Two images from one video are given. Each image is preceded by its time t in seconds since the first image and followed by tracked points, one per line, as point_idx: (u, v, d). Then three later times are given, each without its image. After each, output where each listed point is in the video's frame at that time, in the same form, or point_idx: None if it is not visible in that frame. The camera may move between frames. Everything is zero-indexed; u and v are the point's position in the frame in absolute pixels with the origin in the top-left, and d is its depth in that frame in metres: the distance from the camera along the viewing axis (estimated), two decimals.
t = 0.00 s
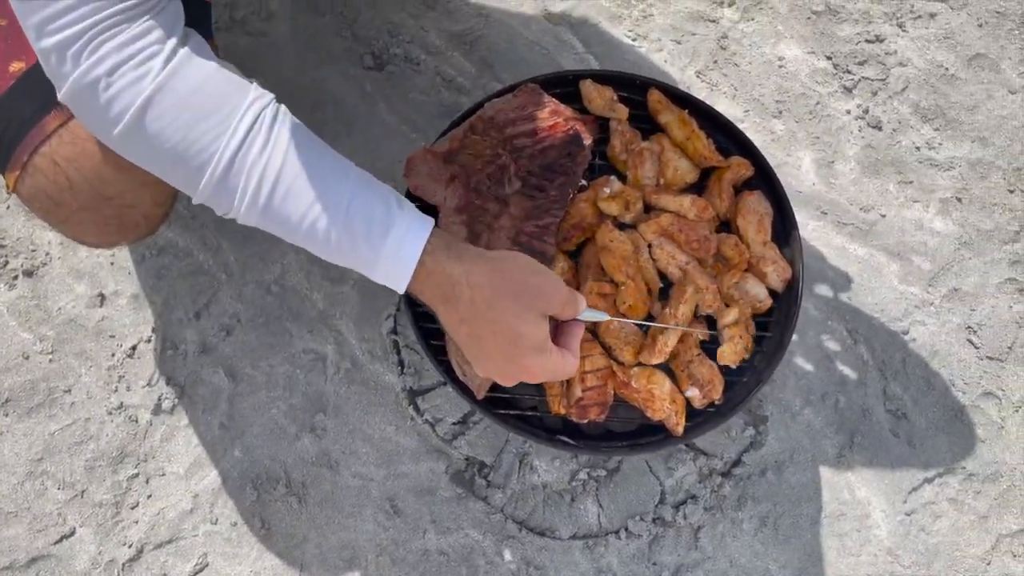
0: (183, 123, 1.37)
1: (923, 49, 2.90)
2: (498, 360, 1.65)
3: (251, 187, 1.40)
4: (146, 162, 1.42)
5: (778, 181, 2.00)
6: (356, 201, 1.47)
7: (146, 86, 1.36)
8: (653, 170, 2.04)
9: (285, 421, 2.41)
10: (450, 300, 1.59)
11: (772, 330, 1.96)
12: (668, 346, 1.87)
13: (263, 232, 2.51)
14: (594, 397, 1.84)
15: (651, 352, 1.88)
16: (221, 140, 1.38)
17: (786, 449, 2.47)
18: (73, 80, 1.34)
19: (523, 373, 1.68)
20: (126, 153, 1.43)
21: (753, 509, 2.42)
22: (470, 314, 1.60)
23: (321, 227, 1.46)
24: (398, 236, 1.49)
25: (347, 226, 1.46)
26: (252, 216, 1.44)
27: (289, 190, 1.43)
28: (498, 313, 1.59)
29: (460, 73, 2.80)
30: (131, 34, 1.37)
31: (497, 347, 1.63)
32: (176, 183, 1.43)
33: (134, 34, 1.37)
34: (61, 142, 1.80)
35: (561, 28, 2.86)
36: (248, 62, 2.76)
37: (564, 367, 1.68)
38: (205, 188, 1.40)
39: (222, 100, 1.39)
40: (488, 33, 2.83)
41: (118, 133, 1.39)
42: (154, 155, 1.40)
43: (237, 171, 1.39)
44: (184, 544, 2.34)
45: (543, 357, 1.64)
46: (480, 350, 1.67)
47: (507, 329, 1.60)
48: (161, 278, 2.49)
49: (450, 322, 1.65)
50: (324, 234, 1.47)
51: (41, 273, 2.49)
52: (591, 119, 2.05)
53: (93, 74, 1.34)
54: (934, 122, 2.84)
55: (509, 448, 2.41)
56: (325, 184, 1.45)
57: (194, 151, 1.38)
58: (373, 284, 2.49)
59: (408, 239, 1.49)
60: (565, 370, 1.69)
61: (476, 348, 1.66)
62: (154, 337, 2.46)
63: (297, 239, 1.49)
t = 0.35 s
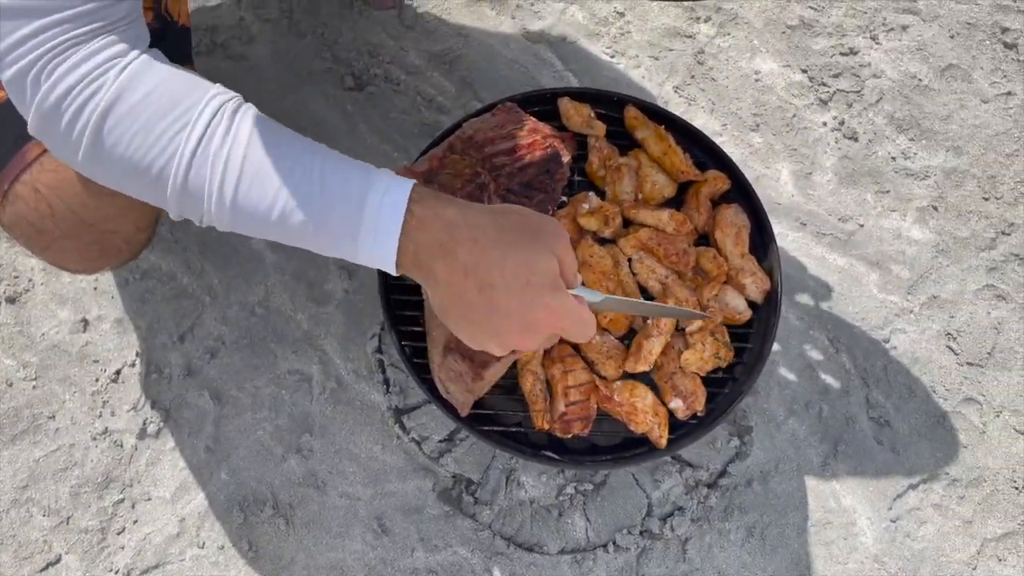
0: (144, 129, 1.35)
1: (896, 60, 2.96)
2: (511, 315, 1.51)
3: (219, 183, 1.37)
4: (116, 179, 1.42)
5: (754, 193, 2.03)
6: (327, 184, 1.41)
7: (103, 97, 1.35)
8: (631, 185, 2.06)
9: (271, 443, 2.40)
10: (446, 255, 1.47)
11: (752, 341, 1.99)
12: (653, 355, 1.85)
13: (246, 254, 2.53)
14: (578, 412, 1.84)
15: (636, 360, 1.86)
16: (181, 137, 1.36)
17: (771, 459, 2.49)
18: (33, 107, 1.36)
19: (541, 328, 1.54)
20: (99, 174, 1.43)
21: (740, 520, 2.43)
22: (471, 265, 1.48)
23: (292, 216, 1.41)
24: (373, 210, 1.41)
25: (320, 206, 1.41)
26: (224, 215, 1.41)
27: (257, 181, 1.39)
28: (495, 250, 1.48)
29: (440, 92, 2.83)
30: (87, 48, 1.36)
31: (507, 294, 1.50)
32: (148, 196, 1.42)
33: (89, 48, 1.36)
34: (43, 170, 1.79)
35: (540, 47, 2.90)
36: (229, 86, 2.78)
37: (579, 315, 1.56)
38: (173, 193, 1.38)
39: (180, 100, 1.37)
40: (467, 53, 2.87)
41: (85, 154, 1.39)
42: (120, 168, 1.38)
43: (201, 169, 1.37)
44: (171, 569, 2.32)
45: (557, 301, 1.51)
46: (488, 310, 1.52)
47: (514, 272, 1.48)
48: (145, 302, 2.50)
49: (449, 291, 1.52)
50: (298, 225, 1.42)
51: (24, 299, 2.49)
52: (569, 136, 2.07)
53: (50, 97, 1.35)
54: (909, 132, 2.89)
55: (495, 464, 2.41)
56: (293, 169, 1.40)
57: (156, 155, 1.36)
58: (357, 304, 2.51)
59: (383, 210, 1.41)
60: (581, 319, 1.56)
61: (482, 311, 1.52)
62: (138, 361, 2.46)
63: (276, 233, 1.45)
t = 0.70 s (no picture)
0: (148, 130, 1.37)
1: (882, 61, 2.96)
2: (523, 300, 1.54)
3: (233, 179, 1.39)
4: (124, 182, 1.42)
5: (740, 193, 2.02)
6: (337, 177, 1.44)
7: (112, 98, 1.36)
8: (616, 186, 2.05)
9: (255, 449, 2.37)
10: (458, 241, 1.51)
11: (739, 341, 1.97)
12: (638, 355, 1.83)
13: (230, 259, 2.51)
14: (564, 414, 1.82)
15: (620, 360, 1.84)
16: (194, 134, 1.37)
17: (760, 461, 2.48)
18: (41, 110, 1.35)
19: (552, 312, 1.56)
20: (102, 179, 1.43)
21: (730, 523, 2.41)
22: (484, 250, 1.52)
23: (309, 211, 1.44)
24: (391, 202, 1.45)
25: (336, 201, 1.43)
26: (237, 212, 1.42)
27: (266, 177, 1.40)
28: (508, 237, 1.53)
29: (425, 95, 2.81)
30: (90, 52, 1.37)
31: (519, 279, 1.53)
32: (156, 198, 1.43)
33: (91, 52, 1.37)
34: (21, 173, 1.77)
35: (526, 49, 2.89)
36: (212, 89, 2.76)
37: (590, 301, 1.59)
38: (186, 190, 1.38)
39: (186, 100, 1.38)
40: (452, 55, 2.86)
41: (89, 157, 1.39)
42: (130, 169, 1.39)
43: (219, 165, 1.38)
44: None
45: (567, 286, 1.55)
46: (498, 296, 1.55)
47: (526, 256, 1.53)
48: (127, 308, 2.47)
49: (460, 279, 1.55)
50: (313, 220, 1.45)
51: (4, 306, 2.46)
52: (554, 136, 2.06)
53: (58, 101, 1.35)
54: (895, 132, 2.89)
55: (483, 469, 2.39)
56: (304, 163, 1.43)
57: (170, 152, 1.37)
58: (342, 308, 2.49)
59: (401, 202, 1.45)
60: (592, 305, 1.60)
61: (493, 298, 1.55)
62: (120, 367, 2.43)
63: (290, 228, 1.46)
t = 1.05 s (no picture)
0: (92, 104, 1.32)
1: (886, 59, 2.94)
2: (514, 190, 1.45)
3: (185, 140, 1.35)
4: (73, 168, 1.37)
5: (744, 192, 2.01)
6: (292, 126, 1.40)
7: (51, 76, 1.32)
8: (620, 183, 2.02)
9: (252, 446, 2.36)
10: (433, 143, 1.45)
11: (742, 342, 1.95)
12: (640, 354, 1.83)
13: (228, 254, 2.49)
14: (565, 414, 1.81)
15: (622, 360, 1.83)
16: (138, 97, 1.34)
17: (760, 461, 2.46)
18: None
19: (547, 201, 1.47)
20: (50, 170, 1.38)
21: (729, 523, 2.40)
22: (460, 149, 1.46)
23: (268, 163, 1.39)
24: (350, 137, 1.39)
25: (293, 143, 1.39)
26: (194, 176, 1.37)
27: (220, 134, 1.36)
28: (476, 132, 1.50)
29: (426, 89, 2.78)
30: (26, 36, 1.34)
31: (504, 170, 1.46)
32: (110, 179, 1.38)
33: (28, 42, 1.34)
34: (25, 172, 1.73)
35: (528, 44, 2.87)
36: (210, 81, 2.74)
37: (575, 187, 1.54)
38: (139, 159, 1.34)
39: (128, 70, 1.35)
40: (454, 50, 2.84)
41: (34, 147, 1.33)
42: (79, 149, 1.34)
43: (169, 127, 1.34)
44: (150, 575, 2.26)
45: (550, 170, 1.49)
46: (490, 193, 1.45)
47: (501, 147, 1.48)
48: (124, 302, 2.45)
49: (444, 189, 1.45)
50: (273, 172, 1.39)
51: None
52: (557, 133, 2.05)
53: None
54: (899, 132, 2.87)
55: (482, 467, 2.38)
56: (255, 114, 1.39)
57: (117, 122, 1.32)
58: (341, 304, 2.48)
59: (360, 132, 1.38)
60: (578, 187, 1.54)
61: (485, 198, 1.45)
62: (116, 362, 2.42)
63: (252, 186, 1.41)
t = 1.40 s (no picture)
0: (136, 90, 1.26)
1: (902, 53, 2.90)
2: (551, 175, 1.49)
3: (233, 129, 1.30)
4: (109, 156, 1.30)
5: (758, 185, 1.98)
6: (336, 116, 1.37)
7: (93, 61, 1.24)
8: (632, 174, 1.98)
9: (254, 433, 2.33)
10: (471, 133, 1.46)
11: (753, 338, 1.92)
12: (650, 349, 1.80)
13: (232, 238, 2.46)
14: (573, 408, 1.77)
15: (632, 354, 1.81)
16: (184, 85, 1.29)
17: (767, 458, 2.44)
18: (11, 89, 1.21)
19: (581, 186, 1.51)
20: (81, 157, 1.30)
21: (734, 519, 2.37)
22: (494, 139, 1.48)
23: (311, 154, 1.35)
24: (396, 129, 1.37)
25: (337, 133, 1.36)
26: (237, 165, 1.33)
27: (265, 123, 1.32)
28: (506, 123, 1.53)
29: (435, 75, 2.74)
30: (61, 20, 1.26)
31: (540, 160, 1.49)
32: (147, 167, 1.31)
33: (66, 22, 1.26)
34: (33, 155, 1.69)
35: (539, 30, 2.82)
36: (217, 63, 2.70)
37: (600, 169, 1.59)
38: (184, 147, 1.28)
39: (169, 56, 1.30)
40: (463, 36, 2.79)
41: (71, 132, 1.25)
42: (121, 137, 1.27)
43: (216, 117, 1.30)
44: (149, 560, 2.24)
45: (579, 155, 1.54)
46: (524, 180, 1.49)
47: (533, 138, 1.51)
48: (126, 285, 2.42)
49: (482, 178, 1.47)
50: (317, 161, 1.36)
51: None
52: (569, 121, 2.00)
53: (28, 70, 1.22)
54: (913, 127, 2.83)
55: (485, 459, 2.35)
56: (298, 103, 1.36)
57: (161, 110, 1.27)
58: (345, 291, 2.44)
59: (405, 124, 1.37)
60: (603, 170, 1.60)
61: (523, 185, 1.48)
62: (118, 345, 2.39)
63: (294, 177, 1.37)
